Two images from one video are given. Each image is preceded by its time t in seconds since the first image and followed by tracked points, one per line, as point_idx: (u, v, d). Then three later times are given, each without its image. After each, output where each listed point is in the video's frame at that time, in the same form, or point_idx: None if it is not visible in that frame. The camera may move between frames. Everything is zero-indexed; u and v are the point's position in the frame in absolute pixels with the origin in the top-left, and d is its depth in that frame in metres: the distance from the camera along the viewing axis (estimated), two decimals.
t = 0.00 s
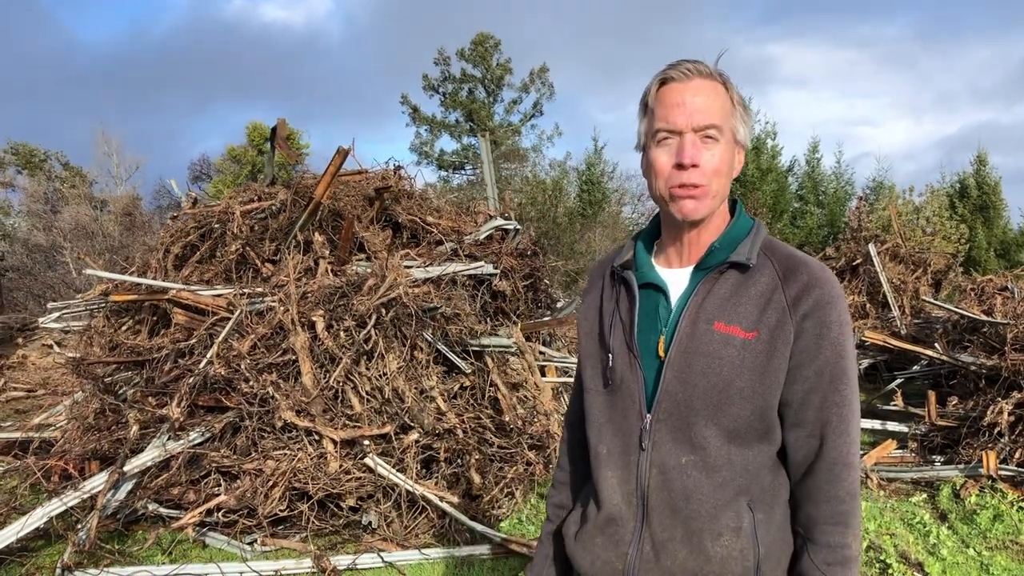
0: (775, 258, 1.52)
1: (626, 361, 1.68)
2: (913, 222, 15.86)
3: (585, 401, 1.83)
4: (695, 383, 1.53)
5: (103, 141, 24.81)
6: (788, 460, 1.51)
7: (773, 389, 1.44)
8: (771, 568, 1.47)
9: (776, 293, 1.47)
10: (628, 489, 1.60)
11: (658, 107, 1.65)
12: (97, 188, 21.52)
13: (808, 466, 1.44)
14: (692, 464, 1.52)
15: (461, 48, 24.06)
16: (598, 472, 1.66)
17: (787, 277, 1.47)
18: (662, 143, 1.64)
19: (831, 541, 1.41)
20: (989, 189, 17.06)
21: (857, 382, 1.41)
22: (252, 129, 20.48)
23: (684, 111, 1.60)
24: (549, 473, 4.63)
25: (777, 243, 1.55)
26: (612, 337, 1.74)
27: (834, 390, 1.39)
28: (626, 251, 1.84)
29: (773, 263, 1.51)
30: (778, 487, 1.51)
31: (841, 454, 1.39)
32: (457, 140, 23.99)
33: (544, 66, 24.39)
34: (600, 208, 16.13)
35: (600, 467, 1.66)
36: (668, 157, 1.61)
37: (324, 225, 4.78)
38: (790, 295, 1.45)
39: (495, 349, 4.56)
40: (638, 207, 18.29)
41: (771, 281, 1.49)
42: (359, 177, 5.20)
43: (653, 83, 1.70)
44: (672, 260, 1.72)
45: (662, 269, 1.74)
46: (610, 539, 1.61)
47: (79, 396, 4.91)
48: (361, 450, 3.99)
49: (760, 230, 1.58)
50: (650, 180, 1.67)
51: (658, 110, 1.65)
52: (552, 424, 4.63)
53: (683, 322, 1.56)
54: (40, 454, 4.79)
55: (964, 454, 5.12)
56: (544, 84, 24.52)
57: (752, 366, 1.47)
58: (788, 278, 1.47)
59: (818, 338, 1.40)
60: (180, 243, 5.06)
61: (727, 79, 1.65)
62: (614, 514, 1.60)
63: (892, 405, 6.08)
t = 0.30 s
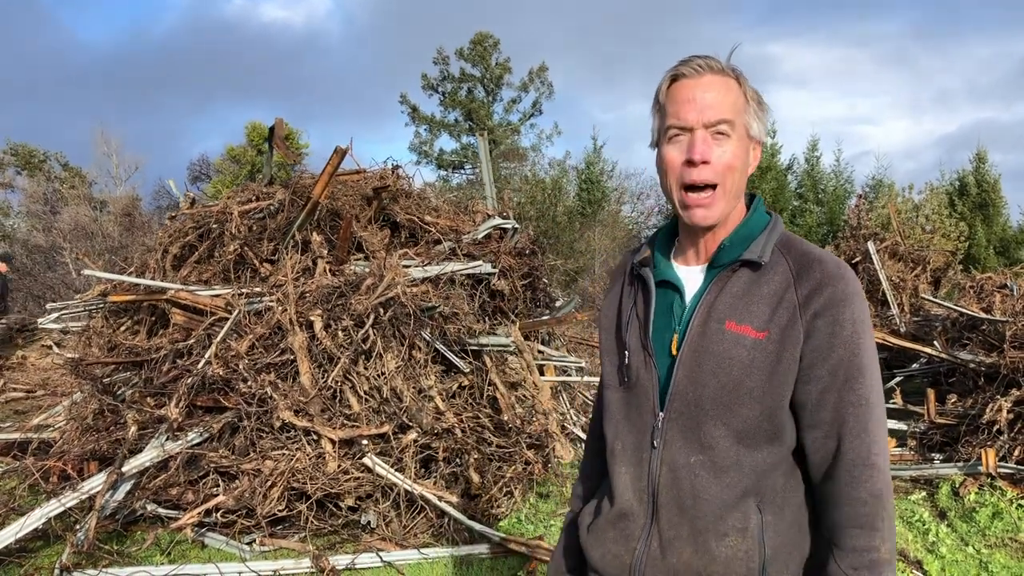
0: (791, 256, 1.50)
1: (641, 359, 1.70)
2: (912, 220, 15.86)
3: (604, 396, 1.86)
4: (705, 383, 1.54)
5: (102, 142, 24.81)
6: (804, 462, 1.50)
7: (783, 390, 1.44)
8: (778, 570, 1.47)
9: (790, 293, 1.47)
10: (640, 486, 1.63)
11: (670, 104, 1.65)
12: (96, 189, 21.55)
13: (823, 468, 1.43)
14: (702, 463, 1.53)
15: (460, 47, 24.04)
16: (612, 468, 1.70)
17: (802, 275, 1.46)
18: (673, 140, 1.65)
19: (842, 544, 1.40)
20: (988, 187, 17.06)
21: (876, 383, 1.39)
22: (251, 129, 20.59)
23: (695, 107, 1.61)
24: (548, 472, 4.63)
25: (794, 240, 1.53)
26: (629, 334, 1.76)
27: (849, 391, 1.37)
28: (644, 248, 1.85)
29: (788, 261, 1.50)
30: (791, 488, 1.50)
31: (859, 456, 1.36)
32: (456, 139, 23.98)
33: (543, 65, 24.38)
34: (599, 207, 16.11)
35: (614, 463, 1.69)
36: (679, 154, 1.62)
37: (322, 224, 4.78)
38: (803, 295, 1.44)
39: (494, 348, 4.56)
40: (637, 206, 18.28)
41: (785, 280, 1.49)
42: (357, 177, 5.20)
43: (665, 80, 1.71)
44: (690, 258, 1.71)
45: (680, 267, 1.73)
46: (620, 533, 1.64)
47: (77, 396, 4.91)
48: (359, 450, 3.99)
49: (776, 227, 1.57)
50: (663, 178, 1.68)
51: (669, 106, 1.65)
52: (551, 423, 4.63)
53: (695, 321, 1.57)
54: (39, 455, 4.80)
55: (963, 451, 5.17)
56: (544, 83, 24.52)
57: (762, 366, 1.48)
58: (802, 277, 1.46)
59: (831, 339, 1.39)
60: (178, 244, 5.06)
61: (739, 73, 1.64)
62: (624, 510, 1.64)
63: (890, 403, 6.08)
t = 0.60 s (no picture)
0: (801, 258, 1.51)
1: (649, 352, 1.71)
2: (909, 218, 15.90)
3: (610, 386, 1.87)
4: (710, 378, 1.55)
5: (98, 142, 24.77)
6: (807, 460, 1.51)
7: (787, 387, 1.45)
8: (774, 564, 1.49)
9: (798, 294, 1.47)
10: (642, 476, 1.65)
11: (688, 103, 1.66)
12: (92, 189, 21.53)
13: (826, 467, 1.44)
14: (703, 457, 1.55)
15: (456, 46, 24.02)
16: (615, 458, 1.72)
17: (810, 277, 1.47)
18: (689, 138, 1.65)
19: (841, 543, 1.40)
20: (984, 184, 17.10)
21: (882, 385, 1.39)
22: (247, 129, 20.57)
23: (712, 106, 1.61)
24: (544, 470, 4.64)
25: (805, 242, 1.53)
26: (637, 327, 1.77)
27: (854, 392, 1.38)
28: (656, 242, 1.85)
29: (797, 262, 1.51)
30: (791, 484, 1.52)
31: (864, 456, 1.37)
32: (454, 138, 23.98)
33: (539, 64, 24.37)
34: (596, 206, 16.12)
35: (617, 454, 1.71)
36: (695, 152, 1.62)
37: (318, 224, 4.77)
38: (810, 296, 1.45)
39: (490, 347, 4.54)
40: (634, 205, 18.30)
41: (793, 280, 1.49)
42: (353, 176, 5.20)
43: (683, 79, 1.71)
44: (702, 254, 1.70)
45: (691, 263, 1.73)
46: (620, 522, 1.67)
47: (73, 396, 4.92)
48: (356, 449, 3.99)
49: (788, 228, 1.57)
50: (678, 175, 1.68)
51: (687, 105, 1.66)
52: (547, 421, 4.63)
53: (703, 316, 1.58)
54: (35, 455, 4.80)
55: (959, 450, 5.24)
56: (540, 83, 24.53)
57: (767, 363, 1.48)
58: (811, 278, 1.46)
59: (838, 340, 1.40)
60: (174, 243, 5.06)
61: (758, 74, 1.64)
62: (626, 500, 1.66)
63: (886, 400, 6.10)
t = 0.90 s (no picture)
0: (784, 257, 1.51)
1: (640, 345, 1.73)
2: (901, 217, 15.97)
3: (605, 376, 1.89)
4: (693, 370, 1.56)
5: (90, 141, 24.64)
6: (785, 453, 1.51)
7: (766, 379, 1.46)
8: (747, 550, 1.51)
9: (781, 291, 1.48)
10: (628, 462, 1.67)
11: (680, 107, 1.67)
12: (84, 187, 21.42)
13: (799, 461, 1.45)
14: (685, 446, 1.57)
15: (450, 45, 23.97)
16: (605, 443, 1.74)
17: (794, 276, 1.47)
18: (681, 141, 1.67)
19: (799, 530, 1.44)
20: (976, 183, 17.19)
21: (856, 384, 1.39)
22: (239, 127, 20.48)
23: (703, 111, 1.62)
24: (535, 469, 4.64)
25: (790, 241, 1.54)
26: (631, 320, 1.78)
27: (826, 389, 1.38)
28: (651, 240, 1.87)
29: (781, 262, 1.51)
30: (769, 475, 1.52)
31: (829, 453, 1.38)
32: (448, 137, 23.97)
33: (533, 63, 24.35)
34: (590, 205, 16.14)
35: (608, 440, 1.73)
36: (686, 155, 1.64)
37: (308, 222, 4.76)
38: (792, 295, 1.46)
39: (481, 345, 4.52)
40: (627, 204, 18.33)
41: (777, 277, 1.50)
42: (344, 175, 5.19)
43: (677, 82, 1.72)
44: (692, 252, 1.73)
45: (681, 261, 1.75)
46: (607, 504, 1.70)
47: (63, 396, 4.90)
48: (346, 448, 4.00)
49: (775, 227, 1.58)
50: (670, 176, 1.70)
51: (679, 109, 1.67)
52: (538, 421, 4.69)
53: (690, 310, 1.59)
54: (25, 455, 4.79)
55: (949, 448, 5.20)
56: (534, 81, 24.52)
57: (749, 356, 1.49)
58: (794, 277, 1.47)
59: (814, 337, 1.40)
60: (164, 242, 5.05)
61: (749, 78, 1.64)
62: (614, 484, 1.68)
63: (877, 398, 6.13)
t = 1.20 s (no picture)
0: (777, 247, 1.54)
1: (641, 342, 1.73)
2: (892, 215, 16.05)
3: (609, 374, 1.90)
4: (697, 364, 1.57)
5: (81, 139, 24.49)
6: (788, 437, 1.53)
7: (769, 368, 1.49)
8: (757, 532, 1.53)
9: (776, 282, 1.50)
10: (638, 457, 1.67)
11: (664, 108, 1.68)
12: (74, 186, 21.29)
13: (803, 444, 1.47)
14: (693, 439, 1.58)
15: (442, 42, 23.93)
16: (615, 440, 1.75)
17: (787, 265, 1.50)
18: (668, 141, 1.68)
19: (809, 507, 1.45)
20: (967, 181, 17.29)
21: (856, 364, 1.41)
22: (231, 125, 20.41)
23: (688, 111, 1.63)
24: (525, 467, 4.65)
25: (780, 232, 1.56)
26: (630, 318, 1.79)
27: (826, 372, 1.40)
28: (644, 239, 1.87)
29: (774, 253, 1.53)
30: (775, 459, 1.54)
31: (830, 432, 1.40)
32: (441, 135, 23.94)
33: (526, 61, 24.34)
34: (583, 203, 16.16)
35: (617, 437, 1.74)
36: (673, 154, 1.65)
37: (298, 221, 4.75)
38: (787, 284, 1.48)
39: (471, 343, 4.51)
40: (620, 202, 18.36)
41: (773, 268, 1.52)
42: (334, 173, 5.20)
43: (659, 85, 1.73)
44: (685, 249, 1.73)
45: (675, 257, 1.76)
46: (621, 500, 1.70)
47: (53, 395, 4.89)
48: (336, 446, 4.00)
49: (764, 220, 1.61)
50: (659, 176, 1.71)
51: (663, 111, 1.68)
52: (528, 418, 4.57)
53: (689, 308, 1.60)
54: (14, 455, 4.77)
55: (938, 444, 5.29)
56: (526, 80, 24.51)
57: (751, 347, 1.51)
58: (787, 267, 1.49)
59: (811, 323, 1.43)
60: (154, 241, 5.04)
61: (729, 78, 1.67)
62: (626, 480, 1.69)
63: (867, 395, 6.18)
